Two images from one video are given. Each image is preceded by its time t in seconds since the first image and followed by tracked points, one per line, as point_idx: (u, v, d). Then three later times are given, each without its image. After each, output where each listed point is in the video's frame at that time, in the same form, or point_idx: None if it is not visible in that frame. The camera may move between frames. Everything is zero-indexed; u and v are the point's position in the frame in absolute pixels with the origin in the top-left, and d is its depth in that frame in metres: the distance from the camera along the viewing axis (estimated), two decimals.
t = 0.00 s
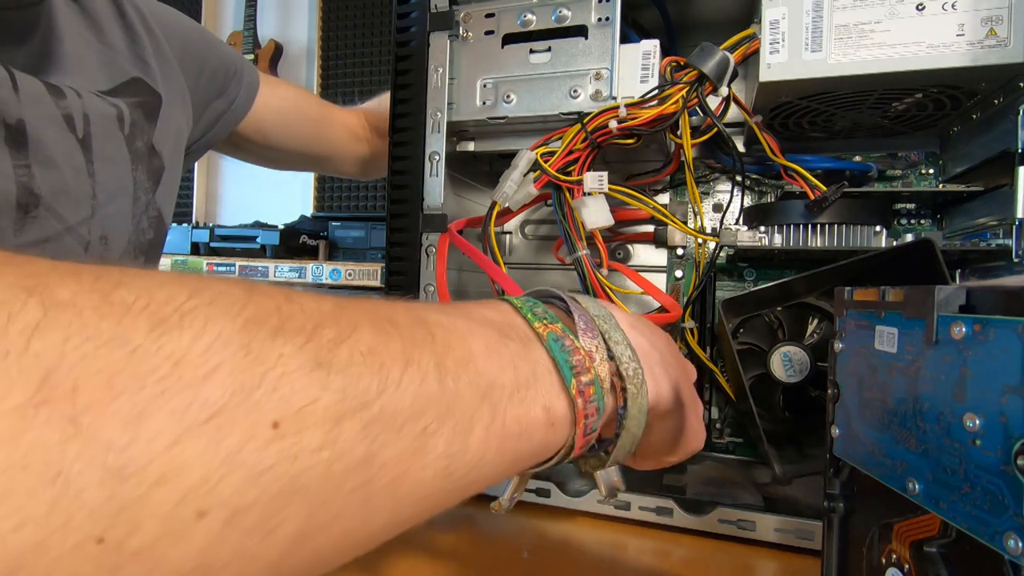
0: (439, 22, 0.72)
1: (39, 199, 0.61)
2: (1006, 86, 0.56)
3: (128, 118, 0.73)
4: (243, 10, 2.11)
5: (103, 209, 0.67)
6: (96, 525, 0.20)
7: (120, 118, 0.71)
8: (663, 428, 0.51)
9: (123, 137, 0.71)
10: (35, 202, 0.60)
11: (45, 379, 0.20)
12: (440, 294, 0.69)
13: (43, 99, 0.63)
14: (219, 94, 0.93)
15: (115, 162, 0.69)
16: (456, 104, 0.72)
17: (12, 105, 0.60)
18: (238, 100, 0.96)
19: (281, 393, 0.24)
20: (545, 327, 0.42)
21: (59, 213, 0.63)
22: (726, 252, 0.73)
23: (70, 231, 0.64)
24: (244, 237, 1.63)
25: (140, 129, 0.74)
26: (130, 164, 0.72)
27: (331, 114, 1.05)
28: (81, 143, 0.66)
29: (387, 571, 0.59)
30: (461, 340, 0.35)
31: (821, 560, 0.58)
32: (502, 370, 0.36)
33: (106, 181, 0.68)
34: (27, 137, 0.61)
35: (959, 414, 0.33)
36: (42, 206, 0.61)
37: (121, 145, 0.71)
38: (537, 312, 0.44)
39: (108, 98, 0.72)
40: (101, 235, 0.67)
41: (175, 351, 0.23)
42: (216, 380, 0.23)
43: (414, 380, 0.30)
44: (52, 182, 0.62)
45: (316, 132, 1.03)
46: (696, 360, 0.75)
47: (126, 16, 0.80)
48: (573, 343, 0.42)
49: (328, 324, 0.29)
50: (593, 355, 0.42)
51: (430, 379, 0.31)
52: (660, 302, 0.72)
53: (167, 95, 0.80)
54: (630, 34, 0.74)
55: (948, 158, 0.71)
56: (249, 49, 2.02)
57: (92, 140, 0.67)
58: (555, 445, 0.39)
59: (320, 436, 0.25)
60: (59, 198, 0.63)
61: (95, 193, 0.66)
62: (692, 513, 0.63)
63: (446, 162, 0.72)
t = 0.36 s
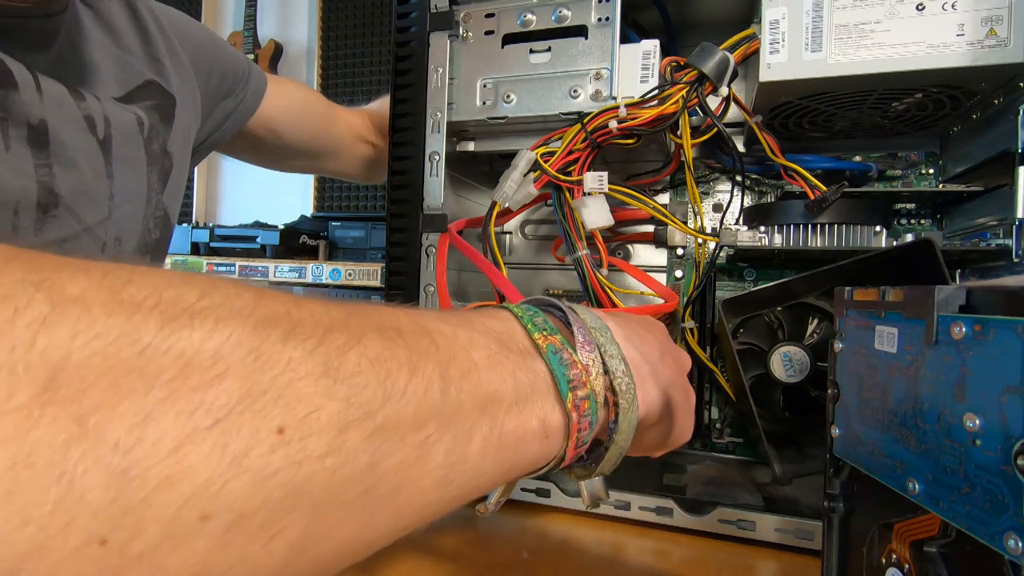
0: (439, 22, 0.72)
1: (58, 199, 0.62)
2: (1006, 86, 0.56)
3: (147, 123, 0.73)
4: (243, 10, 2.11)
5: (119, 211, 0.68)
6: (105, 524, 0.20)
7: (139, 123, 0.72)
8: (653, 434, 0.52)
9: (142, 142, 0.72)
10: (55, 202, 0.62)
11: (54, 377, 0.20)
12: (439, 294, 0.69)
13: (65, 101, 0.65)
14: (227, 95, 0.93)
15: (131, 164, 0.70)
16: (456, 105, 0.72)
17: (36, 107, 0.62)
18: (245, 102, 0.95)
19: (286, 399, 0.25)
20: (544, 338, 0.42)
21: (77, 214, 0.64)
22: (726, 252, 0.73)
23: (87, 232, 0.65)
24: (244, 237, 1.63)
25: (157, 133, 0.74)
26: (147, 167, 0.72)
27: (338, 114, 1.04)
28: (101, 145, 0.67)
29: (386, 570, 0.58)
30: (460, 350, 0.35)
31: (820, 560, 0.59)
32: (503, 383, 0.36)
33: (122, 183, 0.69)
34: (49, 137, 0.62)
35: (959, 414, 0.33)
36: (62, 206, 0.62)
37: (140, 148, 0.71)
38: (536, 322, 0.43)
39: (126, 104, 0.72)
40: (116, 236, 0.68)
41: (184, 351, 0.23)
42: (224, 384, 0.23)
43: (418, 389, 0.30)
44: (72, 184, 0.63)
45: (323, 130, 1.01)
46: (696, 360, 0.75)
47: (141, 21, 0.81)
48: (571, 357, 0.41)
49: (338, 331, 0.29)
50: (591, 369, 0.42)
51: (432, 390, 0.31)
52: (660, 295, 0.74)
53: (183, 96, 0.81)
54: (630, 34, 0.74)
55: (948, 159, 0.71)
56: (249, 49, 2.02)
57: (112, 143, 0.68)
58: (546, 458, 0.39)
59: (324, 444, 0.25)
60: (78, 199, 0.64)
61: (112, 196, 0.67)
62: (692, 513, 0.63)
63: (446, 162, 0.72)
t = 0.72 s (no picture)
0: (439, 22, 0.72)
1: (27, 197, 0.61)
2: (1006, 86, 0.56)
3: (120, 119, 0.73)
4: (243, 10, 2.11)
5: (96, 209, 0.67)
6: (48, 528, 0.20)
7: (111, 119, 0.71)
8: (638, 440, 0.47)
9: (115, 138, 0.71)
10: (24, 200, 0.60)
11: None
12: (440, 293, 0.69)
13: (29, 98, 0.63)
14: (214, 96, 0.93)
15: (105, 160, 0.69)
16: (456, 105, 0.72)
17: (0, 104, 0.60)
18: (232, 104, 0.95)
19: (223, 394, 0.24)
20: (511, 335, 0.37)
21: (51, 213, 0.63)
22: (726, 252, 0.73)
23: (63, 231, 0.64)
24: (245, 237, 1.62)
25: (130, 130, 0.74)
26: (123, 164, 0.72)
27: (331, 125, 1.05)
28: (70, 142, 0.66)
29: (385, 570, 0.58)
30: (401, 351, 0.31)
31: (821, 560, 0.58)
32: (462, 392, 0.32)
33: (96, 181, 0.68)
34: (12, 134, 0.61)
35: (959, 414, 0.33)
36: (33, 205, 0.61)
37: (114, 145, 0.71)
38: (505, 316, 0.38)
39: (99, 100, 0.71)
40: (95, 235, 0.67)
41: (139, 360, 0.24)
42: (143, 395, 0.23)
43: (340, 416, 0.27)
44: (43, 182, 0.62)
45: (314, 144, 1.02)
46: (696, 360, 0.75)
47: (120, 15, 0.80)
48: (539, 355, 0.36)
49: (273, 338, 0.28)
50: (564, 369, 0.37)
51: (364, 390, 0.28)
52: (659, 305, 0.74)
53: (159, 94, 0.81)
54: (630, 34, 0.74)
55: (948, 158, 0.71)
56: (249, 49, 2.02)
57: (83, 140, 0.67)
58: (507, 463, 0.36)
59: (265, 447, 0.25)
60: (51, 197, 0.63)
61: (87, 194, 0.66)
62: (692, 513, 0.63)
63: (446, 162, 0.72)
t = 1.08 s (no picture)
0: (439, 23, 0.72)
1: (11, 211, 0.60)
2: (1006, 86, 0.56)
3: (113, 126, 0.72)
4: (244, 10, 2.11)
5: (92, 220, 0.67)
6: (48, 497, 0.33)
7: (103, 127, 0.71)
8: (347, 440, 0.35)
9: (108, 148, 0.71)
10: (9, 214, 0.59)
11: None
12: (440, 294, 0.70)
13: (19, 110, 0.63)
14: (226, 112, 0.94)
15: (96, 171, 0.69)
16: (456, 105, 0.72)
17: None
18: (244, 121, 0.96)
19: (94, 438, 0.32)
20: None
21: (42, 225, 0.62)
22: (726, 252, 0.73)
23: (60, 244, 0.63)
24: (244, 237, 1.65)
25: (130, 137, 0.74)
26: (118, 172, 0.72)
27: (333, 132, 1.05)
28: (58, 155, 0.65)
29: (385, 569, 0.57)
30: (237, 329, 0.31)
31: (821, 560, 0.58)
32: (250, 402, 0.31)
33: (91, 193, 0.68)
34: None
35: (959, 414, 0.34)
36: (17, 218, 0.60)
37: (106, 155, 0.71)
38: None
39: (95, 105, 0.71)
40: (98, 247, 0.67)
41: None
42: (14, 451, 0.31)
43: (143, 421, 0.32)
44: (29, 194, 0.62)
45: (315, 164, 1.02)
46: (696, 360, 0.75)
47: (138, 31, 0.83)
48: None
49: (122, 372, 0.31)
50: None
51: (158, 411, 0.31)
52: (660, 304, 0.70)
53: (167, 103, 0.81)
54: (630, 34, 0.74)
55: (948, 158, 0.71)
56: (249, 49, 2.01)
57: (70, 152, 0.67)
58: None
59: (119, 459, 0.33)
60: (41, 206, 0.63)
61: (80, 205, 0.66)
62: (693, 513, 0.64)
63: (446, 162, 0.72)
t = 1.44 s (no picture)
0: (439, 23, 0.72)
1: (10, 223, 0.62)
2: (1006, 86, 0.56)
3: (108, 132, 0.72)
4: (243, 10, 2.11)
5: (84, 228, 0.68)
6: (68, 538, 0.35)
7: (97, 133, 0.71)
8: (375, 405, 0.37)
9: (103, 154, 0.71)
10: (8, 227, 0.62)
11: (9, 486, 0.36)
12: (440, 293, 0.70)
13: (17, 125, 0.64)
14: (220, 111, 0.94)
15: (92, 179, 0.69)
16: (456, 105, 0.72)
17: None
18: (239, 120, 0.96)
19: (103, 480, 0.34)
20: None
21: (38, 235, 0.64)
22: (726, 252, 0.73)
23: (53, 253, 0.65)
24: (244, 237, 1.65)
25: (120, 142, 0.73)
26: (110, 178, 0.72)
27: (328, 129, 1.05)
28: (55, 166, 0.66)
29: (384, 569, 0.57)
30: (221, 326, 0.34)
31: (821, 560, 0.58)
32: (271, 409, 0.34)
33: (83, 200, 0.68)
34: None
35: (959, 414, 0.34)
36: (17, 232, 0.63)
37: (99, 162, 0.70)
38: None
39: (89, 112, 0.71)
40: (85, 253, 0.68)
41: None
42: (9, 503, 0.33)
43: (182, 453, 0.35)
44: (27, 207, 0.64)
45: (315, 165, 1.02)
46: (696, 360, 0.75)
47: (133, 30, 0.83)
48: None
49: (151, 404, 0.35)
50: None
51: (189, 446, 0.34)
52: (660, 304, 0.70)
53: (162, 104, 0.81)
54: (630, 34, 0.74)
55: (948, 158, 0.71)
56: (249, 49, 2.01)
57: (68, 160, 0.67)
58: None
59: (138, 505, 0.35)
60: (39, 219, 0.64)
61: (74, 213, 0.67)
62: (693, 514, 0.63)
63: (446, 162, 0.72)
